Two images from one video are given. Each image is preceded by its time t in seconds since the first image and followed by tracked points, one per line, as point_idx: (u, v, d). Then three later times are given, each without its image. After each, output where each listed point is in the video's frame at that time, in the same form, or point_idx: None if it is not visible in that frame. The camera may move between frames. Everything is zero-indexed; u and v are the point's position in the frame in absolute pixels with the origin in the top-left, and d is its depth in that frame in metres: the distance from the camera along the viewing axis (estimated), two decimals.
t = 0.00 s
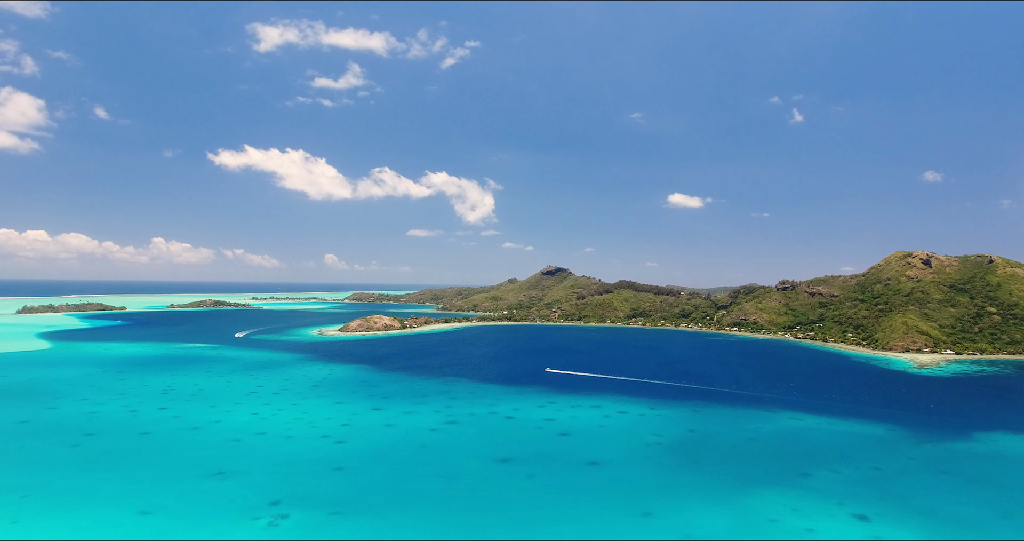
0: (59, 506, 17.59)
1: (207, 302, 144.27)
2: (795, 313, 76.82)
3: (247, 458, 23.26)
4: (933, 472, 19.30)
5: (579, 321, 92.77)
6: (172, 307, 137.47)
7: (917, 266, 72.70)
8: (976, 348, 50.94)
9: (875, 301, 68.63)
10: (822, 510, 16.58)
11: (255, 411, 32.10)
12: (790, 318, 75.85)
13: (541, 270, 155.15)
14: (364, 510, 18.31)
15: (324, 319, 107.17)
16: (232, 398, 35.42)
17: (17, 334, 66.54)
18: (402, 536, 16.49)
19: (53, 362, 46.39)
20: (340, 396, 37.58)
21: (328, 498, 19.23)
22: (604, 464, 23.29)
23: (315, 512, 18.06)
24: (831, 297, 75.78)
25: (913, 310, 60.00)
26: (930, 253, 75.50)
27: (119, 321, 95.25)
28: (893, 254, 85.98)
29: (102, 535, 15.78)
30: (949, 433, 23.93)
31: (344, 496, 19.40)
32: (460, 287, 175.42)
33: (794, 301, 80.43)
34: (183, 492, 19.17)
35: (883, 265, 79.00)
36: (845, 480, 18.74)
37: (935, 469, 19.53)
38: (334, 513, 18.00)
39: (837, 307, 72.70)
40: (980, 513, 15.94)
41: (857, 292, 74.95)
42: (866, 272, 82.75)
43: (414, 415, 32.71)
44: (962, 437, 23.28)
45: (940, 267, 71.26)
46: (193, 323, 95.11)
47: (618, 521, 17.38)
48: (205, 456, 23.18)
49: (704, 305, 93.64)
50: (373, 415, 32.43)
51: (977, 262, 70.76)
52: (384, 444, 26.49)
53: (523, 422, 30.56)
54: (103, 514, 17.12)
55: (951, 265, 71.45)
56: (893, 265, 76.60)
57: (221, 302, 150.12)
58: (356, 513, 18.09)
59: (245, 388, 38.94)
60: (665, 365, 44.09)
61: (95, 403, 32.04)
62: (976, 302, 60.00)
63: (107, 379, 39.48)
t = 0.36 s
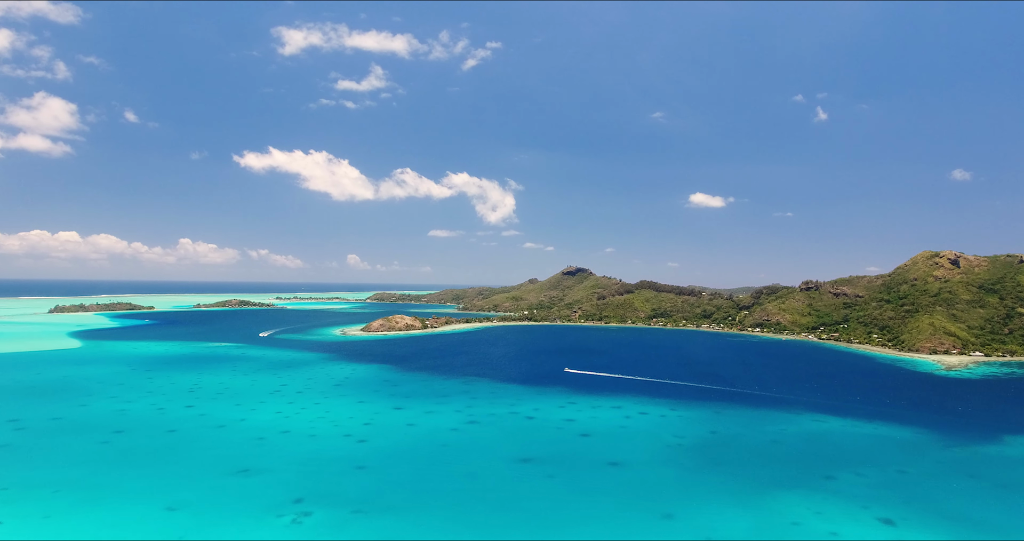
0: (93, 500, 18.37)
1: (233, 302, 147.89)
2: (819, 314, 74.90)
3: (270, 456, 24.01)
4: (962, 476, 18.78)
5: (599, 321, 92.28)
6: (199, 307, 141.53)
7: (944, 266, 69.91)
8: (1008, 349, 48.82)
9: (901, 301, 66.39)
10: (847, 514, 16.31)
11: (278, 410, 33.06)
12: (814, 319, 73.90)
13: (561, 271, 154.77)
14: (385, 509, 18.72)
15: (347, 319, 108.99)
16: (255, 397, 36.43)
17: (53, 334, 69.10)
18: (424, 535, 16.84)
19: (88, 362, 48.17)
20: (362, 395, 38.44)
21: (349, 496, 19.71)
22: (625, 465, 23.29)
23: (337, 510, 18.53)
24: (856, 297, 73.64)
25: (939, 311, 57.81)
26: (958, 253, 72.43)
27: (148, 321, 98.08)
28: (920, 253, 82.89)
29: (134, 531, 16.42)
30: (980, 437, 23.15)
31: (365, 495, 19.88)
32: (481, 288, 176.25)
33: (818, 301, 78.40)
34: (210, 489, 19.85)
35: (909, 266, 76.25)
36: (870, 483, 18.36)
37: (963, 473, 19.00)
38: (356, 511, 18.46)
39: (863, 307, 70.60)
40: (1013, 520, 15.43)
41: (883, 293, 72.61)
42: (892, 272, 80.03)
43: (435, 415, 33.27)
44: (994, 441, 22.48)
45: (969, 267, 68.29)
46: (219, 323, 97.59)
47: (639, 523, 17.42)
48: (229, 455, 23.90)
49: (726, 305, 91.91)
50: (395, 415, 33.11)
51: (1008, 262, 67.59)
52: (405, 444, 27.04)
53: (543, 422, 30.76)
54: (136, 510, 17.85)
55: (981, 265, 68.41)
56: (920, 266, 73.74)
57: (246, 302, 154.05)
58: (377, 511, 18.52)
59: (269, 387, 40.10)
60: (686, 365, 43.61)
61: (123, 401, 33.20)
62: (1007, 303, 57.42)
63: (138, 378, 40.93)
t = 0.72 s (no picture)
0: (122, 496, 19.08)
1: (255, 303, 151.16)
2: (840, 314, 73.23)
3: (292, 454, 24.70)
4: (988, 480, 18.32)
5: (617, 322, 91.77)
6: (223, 307, 145.63)
7: (969, 266, 67.54)
8: None
9: (925, 302, 64.44)
10: (869, 517, 16.06)
11: (299, 409, 33.99)
12: (836, 320, 72.17)
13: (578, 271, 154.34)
14: (404, 509, 19.09)
15: (366, 319, 110.79)
16: (276, 397, 37.42)
17: (85, 334, 71.63)
18: (443, 534, 17.17)
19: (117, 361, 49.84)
20: (382, 395, 39.23)
21: (368, 495, 20.14)
22: (644, 467, 23.27)
23: (356, 508, 18.95)
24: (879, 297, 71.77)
25: (964, 312, 55.93)
26: (986, 252, 69.78)
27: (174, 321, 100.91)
28: (946, 252, 80.21)
29: (160, 526, 17.03)
30: (1010, 440, 22.45)
31: (384, 494, 20.32)
32: (499, 289, 176.81)
33: (839, 302, 76.60)
34: (233, 487, 20.47)
35: (933, 265, 73.89)
36: (893, 487, 18.03)
37: (990, 477, 18.52)
38: (375, 510, 18.87)
39: (886, 308, 68.75)
40: None
41: (906, 293, 70.57)
42: (917, 272, 77.63)
43: (454, 414, 33.75)
44: None
45: (997, 267, 65.80)
46: (243, 323, 99.92)
47: (658, 524, 17.44)
48: (251, 453, 24.57)
49: (746, 306, 90.36)
50: (414, 414, 33.72)
51: None
52: (423, 443, 27.52)
53: (561, 422, 30.91)
54: (162, 506, 18.50)
55: (1010, 264, 65.79)
56: (944, 266, 71.25)
57: (268, 302, 157.71)
58: (396, 511, 18.90)
59: (291, 386, 41.19)
60: (705, 366, 43.16)
61: (149, 400, 34.29)
62: None
63: (165, 378, 42.27)
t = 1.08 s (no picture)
0: (145, 493, 19.76)
1: (274, 303, 153.69)
2: (858, 315, 71.72)
3: (309, 453, 25.30)
4: (1012, 484, 17.94)
5: (633, 322, 91.18)
6: (243, 307, 148.45)
7: (991, 266, 65.42)
8: None
9: (946, 302, 62.74)
10: (887, 520, 15.89)
11: (317, 408, 34.73)
12: (854, 320, 70.65)
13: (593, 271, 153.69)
14: (419, 508, 19.42)
15: (382, 319, 112.00)
16: (294, 396, 38.24)
17: (110, 333, 73.58)
18: (457, 533, 17.49)
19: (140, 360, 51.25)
20: (398, 394, 39.79)
21: (383, 494, 20.53)
22: (658, 467, 23.29)
23: (373, 507, 19.37)
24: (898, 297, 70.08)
25: (987, 312, 54.25)
26: (1010, 252, 67.56)
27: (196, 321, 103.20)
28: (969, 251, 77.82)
29: (181, 523, 17.59)
30: None
31: (399, 493, 20.69)
32: (515, 289, 176.94)
33: (857, 302, 75.00)
34: (252, 484, 21.08)
35: (953, 265, 71.81)
36: (914, 489, 17.79)
37: (1013, 481, 18.15)
38: (391, 509, 19.25)
39: (905, 308, 67.11)
40: None
41: (926, 293, 68.77)
42: (937, 271, 75.54)
43: (469, 414, 34.09)
44: None
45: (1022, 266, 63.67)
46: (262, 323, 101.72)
47: (674, 525, 17.46)
48: (268, 452, 25.22)
49: (762, 306, 88.95)
50: (429, 414, 34.17)
51: None
52: (438, 443, 27.93)
53: (576, 422, 31.01)
54: (182, 503, 19.10)
55: None
56: (965, 266, 68.98)
57: (286, 302, 160.35)
58: (411, 509, 19.24)
59: (308, 386, 42.04)
60: (721, 367, 42.76)
61: (168, 399, 35.31)
62: None
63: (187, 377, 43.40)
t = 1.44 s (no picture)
0: (166, 490, 20.42)
1: (294, 303, 156.19)
2: (879, 315, 70.05)
3: (327, 452, 25.88)
4: None
5: (649, 322, 90.49)
6: (263, 307, 151.49)
7: (1016, 265, 62.96)
8: None
9: (969, 302, 60.84)
10: (909, 524, 15.68)
11: (335, 407, 35.49)
12: (875, 321, 69.03)
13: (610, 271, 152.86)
14: (436, 507, 19.72)
15: (399, 319, 113.19)
16: (312, 395, 39.15)
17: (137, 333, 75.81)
18: (472, 534, 17.73)
19: (165, 360, 52.81)
20: (415, 394, 40.34)
21: (401, 493, 20.92)
22: (676, 468, 23.22)
23: (391, 506, 19.75)
24: (920, 298, 68.25)
25: (1012, 313, 52.51)
26: None
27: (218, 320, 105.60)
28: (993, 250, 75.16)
29: (203, 520, 18.14)
30: None
31: (416, 492, 21.03)
32: (531, 289, 176.94)
33: (878, 302, 73.20)
34: (271, 483, 21.67)
35: (976, 265, 69.42)
36: (937, 493, 17.49)
37: None
38: (409, 508, 19.61)
39: (927, 309, 65.28)
40: None
41: (948, 293, 66.73)
42: (961, 271, 73.19)
43: (486, 414, 34.44)
44: None
45: None
46: (282, 323, 103.58)
47: (692, 527, 17.42)
48: (286, 451, 25.81)
49: (780, 306, 87.49)
50: (446, 413, 34.63)
51: None
52: (454, 442, 28.32)
53: (593, 423, 31.06)
54: (204, 500, 19.70)
55: None
56: (988, 266, 66.70)
57: (305, 302, 162.93)
58: (427, 509, 19.56)
59: (325, 385, 42.94)
60: (738, 368, 42.28)
61: (189, 398, 36.27)
62: None
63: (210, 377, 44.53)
